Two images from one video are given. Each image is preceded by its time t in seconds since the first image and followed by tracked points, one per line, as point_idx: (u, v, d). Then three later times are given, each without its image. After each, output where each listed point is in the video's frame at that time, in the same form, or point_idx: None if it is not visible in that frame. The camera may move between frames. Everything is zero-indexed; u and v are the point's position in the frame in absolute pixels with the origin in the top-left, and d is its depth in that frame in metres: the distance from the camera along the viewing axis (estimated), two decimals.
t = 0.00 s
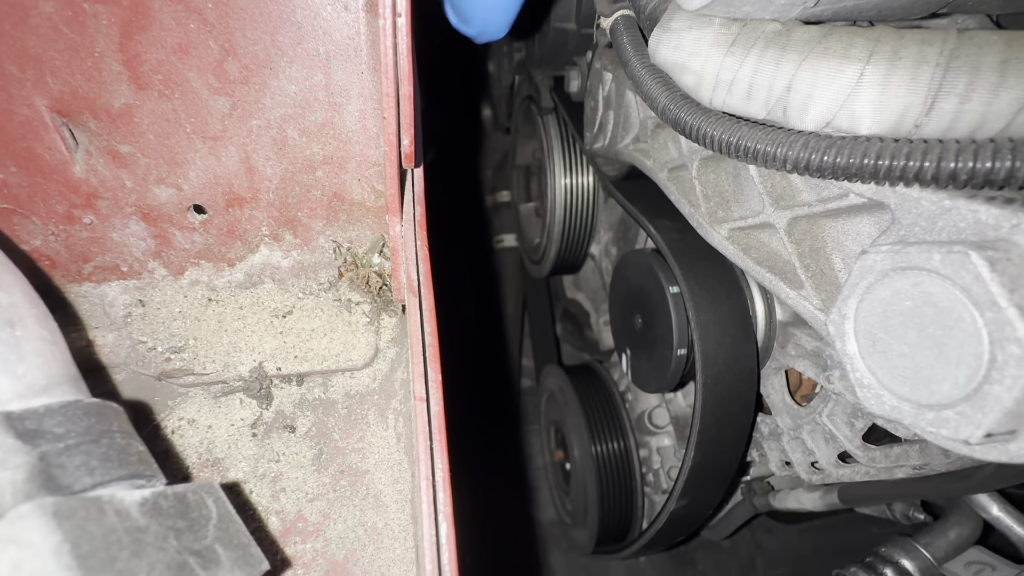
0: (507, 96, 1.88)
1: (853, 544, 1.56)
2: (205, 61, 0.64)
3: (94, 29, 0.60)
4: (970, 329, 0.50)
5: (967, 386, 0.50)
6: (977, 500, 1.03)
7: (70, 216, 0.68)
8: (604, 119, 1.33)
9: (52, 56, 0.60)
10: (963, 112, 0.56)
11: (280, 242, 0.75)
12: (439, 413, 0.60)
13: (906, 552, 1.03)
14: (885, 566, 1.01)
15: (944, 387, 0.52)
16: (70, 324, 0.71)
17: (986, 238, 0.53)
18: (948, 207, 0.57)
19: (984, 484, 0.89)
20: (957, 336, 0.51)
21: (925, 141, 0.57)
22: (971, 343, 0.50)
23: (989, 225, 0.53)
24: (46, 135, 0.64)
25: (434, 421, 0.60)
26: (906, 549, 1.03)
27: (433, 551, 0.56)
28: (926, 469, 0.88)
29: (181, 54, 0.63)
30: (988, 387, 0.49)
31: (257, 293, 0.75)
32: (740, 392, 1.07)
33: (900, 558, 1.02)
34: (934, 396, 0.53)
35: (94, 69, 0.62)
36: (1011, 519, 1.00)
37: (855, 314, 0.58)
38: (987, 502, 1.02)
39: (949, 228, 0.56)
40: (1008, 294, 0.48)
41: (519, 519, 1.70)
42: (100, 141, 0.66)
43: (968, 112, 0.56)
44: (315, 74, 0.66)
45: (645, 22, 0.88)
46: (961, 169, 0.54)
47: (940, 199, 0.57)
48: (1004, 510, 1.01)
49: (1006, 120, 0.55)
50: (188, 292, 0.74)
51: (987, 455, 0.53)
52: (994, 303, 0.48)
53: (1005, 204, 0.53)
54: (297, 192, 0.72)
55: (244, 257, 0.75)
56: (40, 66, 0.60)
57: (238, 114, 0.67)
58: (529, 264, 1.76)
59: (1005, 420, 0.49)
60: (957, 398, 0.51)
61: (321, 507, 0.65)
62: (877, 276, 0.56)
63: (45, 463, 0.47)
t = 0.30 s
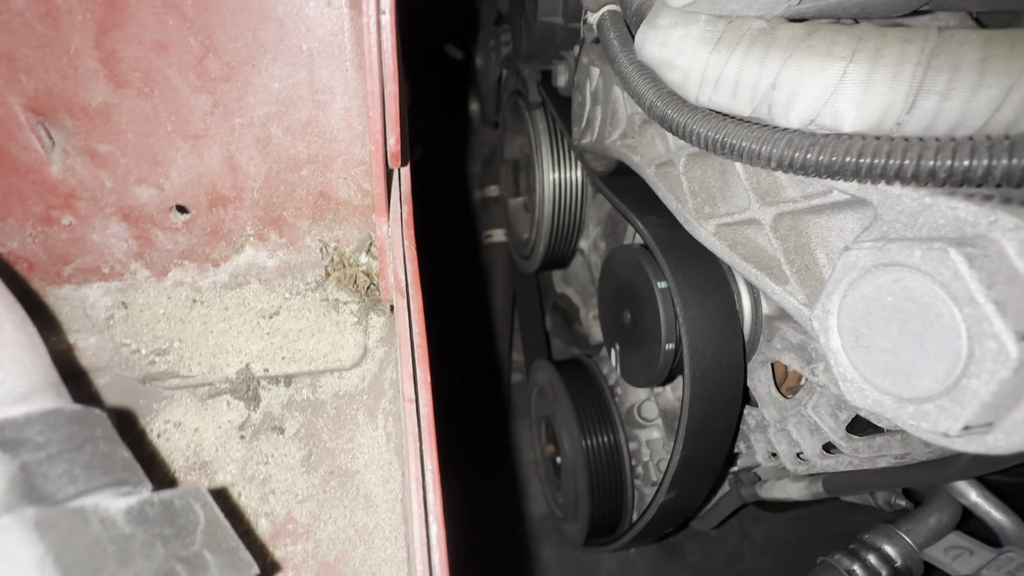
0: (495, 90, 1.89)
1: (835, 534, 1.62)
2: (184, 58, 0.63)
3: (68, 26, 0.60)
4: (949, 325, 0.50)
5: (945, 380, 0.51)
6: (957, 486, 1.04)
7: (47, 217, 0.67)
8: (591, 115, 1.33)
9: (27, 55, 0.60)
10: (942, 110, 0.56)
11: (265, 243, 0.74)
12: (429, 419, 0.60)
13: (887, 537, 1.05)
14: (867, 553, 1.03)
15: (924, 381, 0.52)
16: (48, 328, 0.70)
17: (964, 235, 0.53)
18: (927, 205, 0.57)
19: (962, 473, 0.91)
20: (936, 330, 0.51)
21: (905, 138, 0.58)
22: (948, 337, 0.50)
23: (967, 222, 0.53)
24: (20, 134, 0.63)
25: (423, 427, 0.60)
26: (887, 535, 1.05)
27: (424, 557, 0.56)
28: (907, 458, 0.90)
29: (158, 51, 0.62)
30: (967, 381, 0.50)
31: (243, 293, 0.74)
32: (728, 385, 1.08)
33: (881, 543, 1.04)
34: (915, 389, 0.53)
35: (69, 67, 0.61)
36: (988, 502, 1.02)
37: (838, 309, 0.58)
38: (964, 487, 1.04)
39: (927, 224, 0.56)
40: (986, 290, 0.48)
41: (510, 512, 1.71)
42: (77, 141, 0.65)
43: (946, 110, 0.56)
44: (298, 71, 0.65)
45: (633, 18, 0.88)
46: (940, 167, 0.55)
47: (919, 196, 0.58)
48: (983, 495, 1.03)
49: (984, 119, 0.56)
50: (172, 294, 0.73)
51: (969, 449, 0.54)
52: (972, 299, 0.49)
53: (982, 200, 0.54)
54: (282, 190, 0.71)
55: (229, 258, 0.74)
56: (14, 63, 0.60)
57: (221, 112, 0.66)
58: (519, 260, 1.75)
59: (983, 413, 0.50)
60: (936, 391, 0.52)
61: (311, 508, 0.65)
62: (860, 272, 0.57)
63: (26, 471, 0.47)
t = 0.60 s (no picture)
0: (464, 70, 1.77)
1: (810, 517, 1.60)
2: None
3: None
4: (939, 293, 0.45)
5: (935, 353, 0.46)
6: (924, 466, 1.03)
7: None
8: (561, 91, 1.26)
9: None
10: (932, 64, 0.50)
11: (194, 217, 0.68)
12: (362, 403, 0.57)
13: (857, 516, 1.03)
14: (840, 534, 1.03)
15: (911, 357, 0.47)
16: None
17: (953, 198, 0.46)
18: (915, 166, 0.50)
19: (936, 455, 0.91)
20: (926, 298, 0.46)
21: (892, 90, 0.51)
22: (937, 306, 0.46)
23: (956, 183, 0.47)
24: None
25: (356, 412, 0.57)
26: (858, 513, 1.03)
27: (354, 553, 0.53)
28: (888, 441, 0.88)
29: None
30: (958, 356, 0.45)
31: (168, 275, 0.69)
32: (702, 371, 1.03)
33: (852, 523, 1.03)
34: (904, 365, 0.48)
35: None
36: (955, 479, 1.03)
37: (819, 283, 0.53)
38: (932, 468, 1.03)
39: (917, 186, 0.49)
40: (979, 254, 0.44)
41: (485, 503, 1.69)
42: None
43: (936, 63, 0.50)
44: (217, 14, 0.59)
45: None
46: (931, 118, 0.48)
47: (903, 158, 0.51)
48: (950, 473, 1.03)
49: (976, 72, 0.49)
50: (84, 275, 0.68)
51: (953, 432, 0.49)
52: (966, 266, 0.44)
53: (973, 160, 0.47)
54: (207, 156, 0.65)
55: (150, 235, 0.68)
56: None
57: (125, 62, 0.60)
58: (492, 249, 1.69)
59: (971, 390, 0.46)
60: (925, 368, 0.47)
61: (242, 516, 0.58)
62: (842, 242, 0.51)
63: None
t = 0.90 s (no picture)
0: (453, 52, 1.85)
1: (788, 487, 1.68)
2: None
3: None
4: (853, 260, 0.51)
5: (850, 315, 0.52)
6: (890, 432, 1.09)
7: None
8: (543, 74, 1.32)
9: None
10: (856, 55, 0.56)
11: (192, 198, 0.79)
12: (348, 359, 0.63)
13: (828, 481, 1.09)
14: (811, 499, 1.09)
15: (832, 317, 0.53)
16: None
17: (871, 176, 0.54)
18: (843, 148, 0.57)
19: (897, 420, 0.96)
20: (843, 266, 0.52)
21: (826, 84, 0.57)
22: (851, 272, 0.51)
23: (875, 164, 0.54)
24: None
25: (343, 369, 0.63)
26: (829, 478, 1.09)
27: (344, 493, 0.60)
28: (839, 404, 0.96)
29: None
30: (866, 316, 0.51)
31: (168, 252, 0.80)
32: (675, 341, 1.09)
33: (822, 488, 1.08)
34: (824, 326, 0.54)
35: None
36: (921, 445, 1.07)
37: (761, 255, 0.59)
38: (899, 435, 1.08)
39: (843, 167, 0.56)
40: (886, 226, 0.49)
41: (474, 474, 1.65)
42: None
43: (860, 55, 0.56)
44: (208, 12, 0.66)
45: None
46: (858, 110, 0.54)
47: (834, 140, 0.57)
48: (916, 440, 1.07)
49: (892, 68, 0.56)
50: (91, 253, 0.79)
51: (873, 383, 0.55)
52: (872, 237, 0.49)
53: (890, 143, 0.54)
54: (201, 142, 0.75)
55: (151, 214, 0.79)
56: None
57: (126, 55, 0.68)
58: (481, 227, 1.74)
59: (881, 346, 0.51)
60: (842, 327, 0.52)
61: (247, 464, 0.67)
62: (781, 217, 0.57)
63: None
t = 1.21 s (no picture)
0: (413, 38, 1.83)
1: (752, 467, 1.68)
2: None
3: None
4: (784, 247, 0.51)
5: (781, 301, 0.52)
6: (841, 415, 1.15)
7: None
8: (498, 61, 1.30)
9: None
10: (790, 40, 0.55)
11: (115, 182, 0.88)
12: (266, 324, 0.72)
13: (785, 462, 1.10)
14: (769, 480, 1.09)
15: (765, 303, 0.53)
16: None
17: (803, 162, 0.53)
18: (778, 134, 0.57)
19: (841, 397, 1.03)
20: (775, 252, 0.52)
21: (762, 70, 0.56)
22: (783, 258, 0.51)
23: (809, 150, 0.53)
24: None
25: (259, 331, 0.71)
26: (785, 458, 1.11)
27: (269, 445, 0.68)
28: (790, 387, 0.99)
29: None
30: (797, 302, 0.51)
31: (87, 243, 0.87)
32: (631, 330, 1.09)
33: (780, 469, 1.09)
34: (759, 311, 0.54)
35: None
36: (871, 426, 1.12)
37: (702, 241, 0.59)
38: (849, 415, 1.13)
39: (780, 152, 0.56)
40: (815, 212, 0.49)
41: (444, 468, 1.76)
42: None
43: (794, 41, 0.55)
44: None
45: None
46: (790, 96, 0.54)
47: (769, 125, 0.58)
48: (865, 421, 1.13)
49: (825, 54, 0.55)
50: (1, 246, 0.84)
51: (806, 366, 0.56)
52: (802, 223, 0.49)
53: (823, 129, 0.54)
54: (119, 125, 0.85)
55: (70, 204, 0.87)
56: None
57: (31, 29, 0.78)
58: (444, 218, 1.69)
59: (812, 330, 0.51)
60: (774, 313, 0.52)
61: (177, 461, 0.76)
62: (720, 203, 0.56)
63: None
